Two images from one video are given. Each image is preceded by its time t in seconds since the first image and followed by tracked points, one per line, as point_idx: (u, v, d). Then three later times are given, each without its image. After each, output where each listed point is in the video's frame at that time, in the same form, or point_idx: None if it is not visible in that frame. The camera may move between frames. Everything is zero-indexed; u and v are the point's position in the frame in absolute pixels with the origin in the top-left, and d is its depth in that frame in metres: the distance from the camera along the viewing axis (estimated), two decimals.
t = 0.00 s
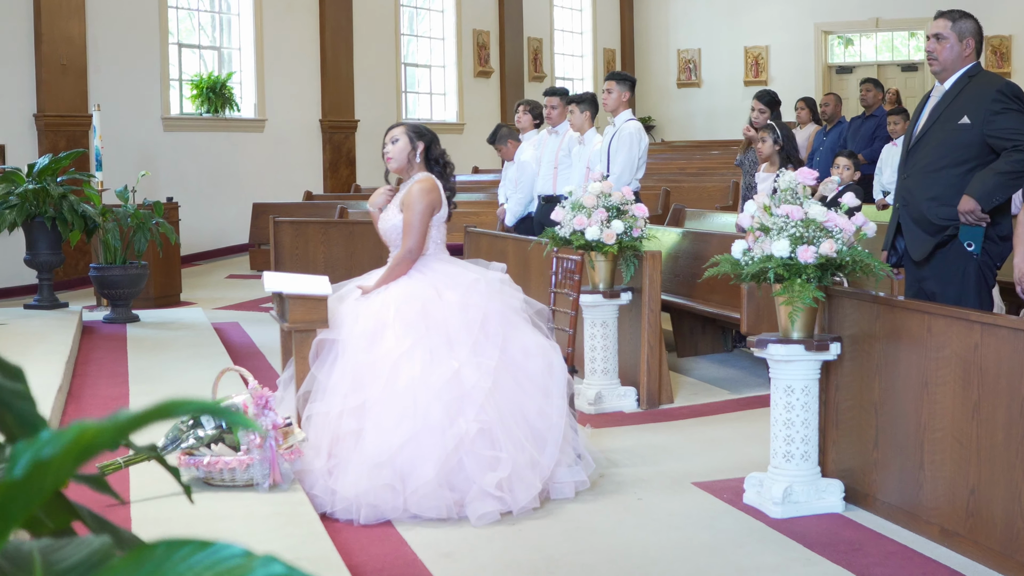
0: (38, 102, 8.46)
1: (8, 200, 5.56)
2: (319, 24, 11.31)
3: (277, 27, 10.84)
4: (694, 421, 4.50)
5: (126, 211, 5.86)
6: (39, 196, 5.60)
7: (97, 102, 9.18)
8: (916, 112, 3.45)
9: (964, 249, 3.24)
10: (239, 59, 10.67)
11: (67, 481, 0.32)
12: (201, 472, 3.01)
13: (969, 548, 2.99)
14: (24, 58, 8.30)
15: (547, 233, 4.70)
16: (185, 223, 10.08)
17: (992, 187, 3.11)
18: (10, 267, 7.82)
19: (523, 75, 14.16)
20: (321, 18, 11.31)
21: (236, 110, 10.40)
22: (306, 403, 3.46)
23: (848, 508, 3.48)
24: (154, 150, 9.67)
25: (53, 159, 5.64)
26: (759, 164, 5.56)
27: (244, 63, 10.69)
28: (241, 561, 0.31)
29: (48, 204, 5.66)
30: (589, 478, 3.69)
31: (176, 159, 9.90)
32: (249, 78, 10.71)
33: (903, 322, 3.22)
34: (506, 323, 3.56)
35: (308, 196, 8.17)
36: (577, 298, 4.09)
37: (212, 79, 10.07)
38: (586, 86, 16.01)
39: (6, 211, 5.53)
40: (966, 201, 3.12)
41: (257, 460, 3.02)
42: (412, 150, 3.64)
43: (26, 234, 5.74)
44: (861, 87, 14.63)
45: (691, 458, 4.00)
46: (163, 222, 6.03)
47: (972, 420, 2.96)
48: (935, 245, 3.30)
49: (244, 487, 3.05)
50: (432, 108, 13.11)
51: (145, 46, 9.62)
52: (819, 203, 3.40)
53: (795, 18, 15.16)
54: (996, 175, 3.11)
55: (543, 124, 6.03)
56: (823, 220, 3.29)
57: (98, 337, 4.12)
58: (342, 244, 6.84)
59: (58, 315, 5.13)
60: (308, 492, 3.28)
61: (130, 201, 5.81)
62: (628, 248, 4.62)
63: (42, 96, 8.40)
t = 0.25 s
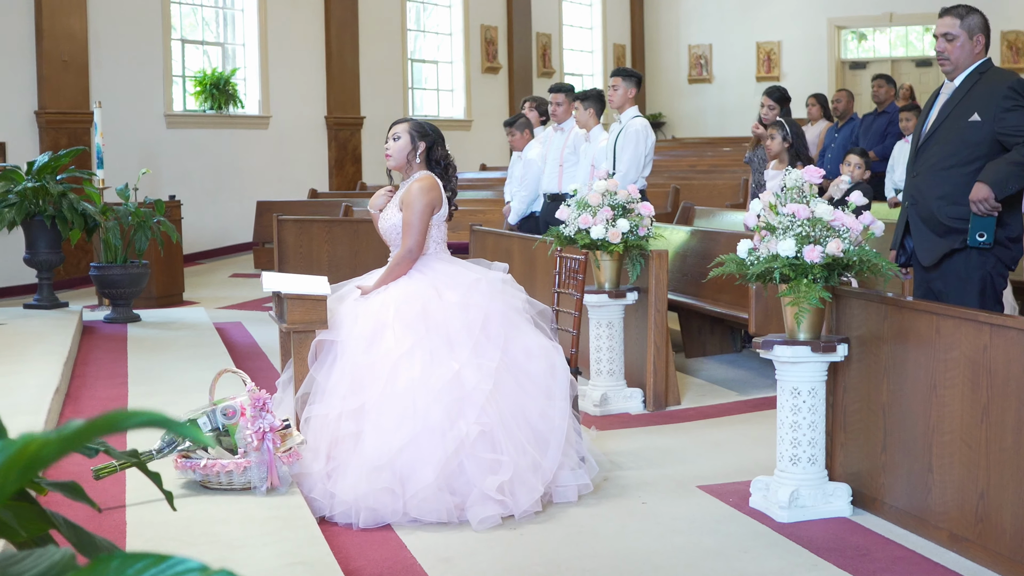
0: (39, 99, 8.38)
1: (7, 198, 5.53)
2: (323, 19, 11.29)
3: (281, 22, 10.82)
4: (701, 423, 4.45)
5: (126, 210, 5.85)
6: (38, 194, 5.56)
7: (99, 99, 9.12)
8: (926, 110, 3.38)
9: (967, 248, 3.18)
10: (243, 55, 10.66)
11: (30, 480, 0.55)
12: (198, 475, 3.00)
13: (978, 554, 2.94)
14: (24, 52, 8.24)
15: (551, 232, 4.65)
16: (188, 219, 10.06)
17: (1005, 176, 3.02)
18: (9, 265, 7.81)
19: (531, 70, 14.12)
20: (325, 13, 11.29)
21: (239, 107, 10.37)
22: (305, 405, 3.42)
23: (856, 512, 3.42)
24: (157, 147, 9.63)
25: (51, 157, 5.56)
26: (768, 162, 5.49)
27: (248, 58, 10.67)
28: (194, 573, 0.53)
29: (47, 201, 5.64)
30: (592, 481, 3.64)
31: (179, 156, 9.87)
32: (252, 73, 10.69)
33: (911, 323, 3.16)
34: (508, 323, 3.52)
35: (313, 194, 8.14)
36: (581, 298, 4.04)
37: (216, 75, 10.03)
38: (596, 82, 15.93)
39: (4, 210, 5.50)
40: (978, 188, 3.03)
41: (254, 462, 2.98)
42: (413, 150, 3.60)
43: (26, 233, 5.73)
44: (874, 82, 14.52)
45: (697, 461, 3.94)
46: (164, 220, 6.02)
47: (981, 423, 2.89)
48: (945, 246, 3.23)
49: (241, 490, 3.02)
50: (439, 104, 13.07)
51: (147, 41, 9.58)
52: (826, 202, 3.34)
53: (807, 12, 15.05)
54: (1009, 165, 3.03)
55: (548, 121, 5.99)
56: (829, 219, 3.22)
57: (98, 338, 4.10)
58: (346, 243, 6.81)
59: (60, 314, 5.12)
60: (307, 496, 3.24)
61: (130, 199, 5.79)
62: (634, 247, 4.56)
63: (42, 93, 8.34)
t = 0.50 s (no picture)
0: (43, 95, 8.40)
1: (10, 196, 5.55)
2: (333, 14, 11.25)
3: (290, 18, 10.79)
4: (714, 425, 4.39)
5: (132, 208, 5.85)
6: (42, 191, 5.59)
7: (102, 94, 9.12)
8: (940, 106, 3.31)
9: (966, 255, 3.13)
10: (252, 51, 10.64)
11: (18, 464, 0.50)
12: (199, 478, 2.97)
13: (993, 560, 2.87)
14: (29, 47, 8.24)
15: (562, 230, 4.60)
16: (196, 217, 10.05)
17: None
18: (12, 265, 7.82)
19: (545, 66, 14.06)
20: (335, 8, 11.25)
21: (249, 104, 10.37)
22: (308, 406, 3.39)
23: (869, 516, 3.36)
24: (165, 143, 9.63)
25: (55, 154, 5.60)
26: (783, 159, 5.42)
27: (256, 53, 10.65)
28: None
29: (52, 199, 5.66)
30: (600, 484, 3.59)
31: (187, 152, 9.87)
32: (261, 69, 10.67)
33: (925, 325, 3.09)
34: (515, 324, 3.48)
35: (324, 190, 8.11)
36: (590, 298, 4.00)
37: (223, 71, 10.03)
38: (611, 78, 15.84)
39: (8, 207, 5.51)
40: (1001, 201, 2.92)
41: (256, 465, 2.95)
42: (418, 149, 3.56)
43: (30, 231, 5.73)
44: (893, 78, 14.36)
45: (707, 463, 3.89)
46: (171, 219, 6.02)
47: (995, 427, 2.82)
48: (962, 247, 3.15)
49: (243, 494, 2.98)
50: (452, 100, 13.03)
51: (155, 37, 9.57)
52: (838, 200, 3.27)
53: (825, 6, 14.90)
54: None
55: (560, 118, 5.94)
56: (841, 218, 3.16)
57: (103, 337, 4.09)
58: (356, 242, 6.78)
59: (67, 313, 5.11)
60: (310, 499, 3.21)
61: (136, 197, 5.79)
62: (645, 246, 4.50)
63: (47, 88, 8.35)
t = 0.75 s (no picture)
0: (53, 91, 8.37)
1: (17, 193, 5.56)
2: (346, 10, 11.22)
3: (302, 13, 10.77)
4: (727, 427, 4.33)
5: (138, 206, 5.85)
6: (48, 188, 5.58)
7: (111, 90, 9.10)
8: (958, 102, 3.24)
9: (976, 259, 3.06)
10: (263, 46, 10.63)
11: None
12: (202, 481, 2.93)
13: (1009, 566, 2.80)
14: (38, 43, 8.26)
15: (573, 229, 4.53)
16: (207, 215, 10.06)
17: None
18: (17, 264, 7.85)
19: (561, 61, 14.01)
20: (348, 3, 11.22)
21: (260, 100, 10.37)
22: (313, 407, 3.35)
23: (883, 521, 3.29)
24: (175, 140, 9.64)
25: (62, 152, 5.60)
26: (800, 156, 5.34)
27: (268, 49, 10.64)
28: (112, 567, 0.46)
29: (58, 197, 5.66)
30: (610, 488, 3.54)
31: (197, 149, 9.87)
32: (273, 65, 10.66)
33: (940, 325, 3.02)
34: (524, 325, 3.43)
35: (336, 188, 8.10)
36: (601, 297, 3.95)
37: (235, 67, 10.03)
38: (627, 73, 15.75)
39: (14, 206, 5.52)
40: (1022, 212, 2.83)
41: (259, 468, 2.91)
42: (427, 146, 3.52)
43: (37, 230, 5.74)
44: (915, 73, 14.20)
45: (720, 466, 3.83)
46: (178, 216, 6.01)
47: (1012, 430, 2.75)
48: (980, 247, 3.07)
49: (247, 496, 2.95)
50: (467, 96, 13.00)
51: (166, 33, 9.58)
52: (852, 199, 3.21)
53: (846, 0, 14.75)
54: None
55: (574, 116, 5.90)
56: (855, 216, 3.10)
57: (110, 338, 4.08)
58: (368, 240, 6.75)
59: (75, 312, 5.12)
60: (315, 502, 3.18)
61: (143, 195, 5.78)
62: (658, 245, 4.44)
63: (56, 85, 8.33)
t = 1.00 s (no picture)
0: (59, 87, 8.37)
1: (21, 190, 5.60)
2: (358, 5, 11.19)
3: (313, 8, 10.74)
4: (740, 429, 4.26)
5: (145, 204, 5.78)
6: (53, 186, 5.61)
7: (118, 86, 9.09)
8: (975, 98, 3.16)
9: (992, 260, 2.99)
10: (273, 41, 10.61)
11: None
12: (204, 483, 2.90)
13: None
14: (43, 38, 8.26)
15: (583, 228, 4.48)
16: (215, 212, 10.06)
17: None
18: (22, 263, 7.88)
19: (575, 57, 13.92)
20: None
21: (270, 96, 10.36)
22: (317, 409, 3.32)
23: (897, 526, 3.23)
24: (181, 137, 9.64)
25: (67, 148, 5.66)
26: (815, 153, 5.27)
27: (277, 43, 10.62)
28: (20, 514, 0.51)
29: (63, 194, 5.68)
30: (618, 491, 3.49)
31: (204, 145, 9.87)
32: (282, 60, 10.64)
33: (954, 326, 2.95)
34: (531, 325, 3.39)
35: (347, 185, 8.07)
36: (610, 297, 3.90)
37: (244, 62, 10.01)
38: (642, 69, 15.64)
39: (18, 202, 5.57)
40: None
41: (261, 470, 2.88)
42: (431, 143, 3.46)
43: (42, 228, 5.77)
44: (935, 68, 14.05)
45: (731, 469, 3.77)
46: (185, 215, 5.95)
47: None
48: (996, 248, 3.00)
49: (249, 499, 2.92)
50: (480, 92, 12.94)
51: (173, 27, 9.56)
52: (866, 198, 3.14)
53: None
54: None
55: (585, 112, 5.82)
56: (869, 216, 3.05)
57: (115, 338, 4.07)
58: (378, 238, 6.71)
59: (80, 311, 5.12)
60: (318, 505, 3.15)
61: (149, 193, 5.76)
62: (670, 244, 4.38)
63: (62, 80, 8.33)
